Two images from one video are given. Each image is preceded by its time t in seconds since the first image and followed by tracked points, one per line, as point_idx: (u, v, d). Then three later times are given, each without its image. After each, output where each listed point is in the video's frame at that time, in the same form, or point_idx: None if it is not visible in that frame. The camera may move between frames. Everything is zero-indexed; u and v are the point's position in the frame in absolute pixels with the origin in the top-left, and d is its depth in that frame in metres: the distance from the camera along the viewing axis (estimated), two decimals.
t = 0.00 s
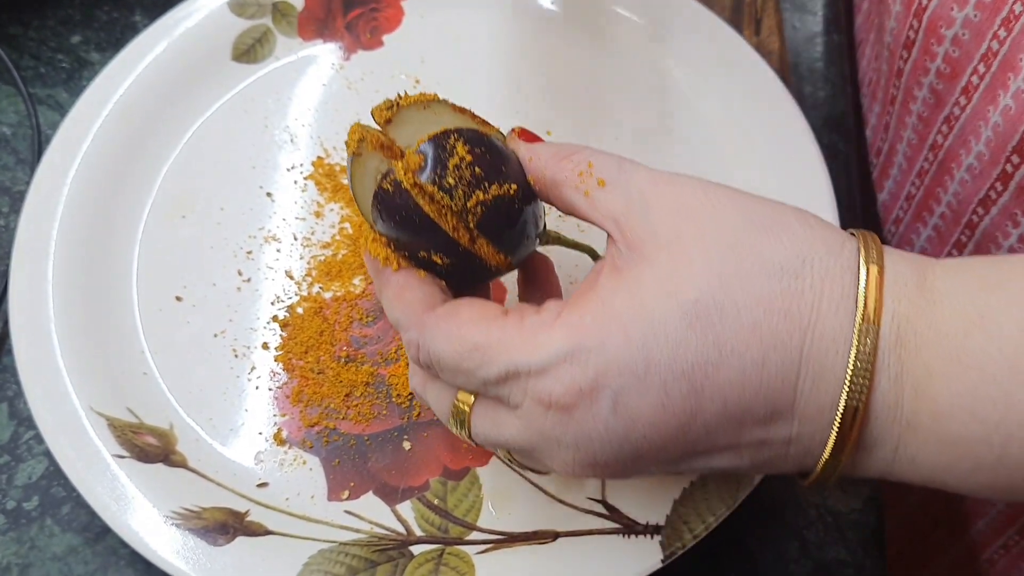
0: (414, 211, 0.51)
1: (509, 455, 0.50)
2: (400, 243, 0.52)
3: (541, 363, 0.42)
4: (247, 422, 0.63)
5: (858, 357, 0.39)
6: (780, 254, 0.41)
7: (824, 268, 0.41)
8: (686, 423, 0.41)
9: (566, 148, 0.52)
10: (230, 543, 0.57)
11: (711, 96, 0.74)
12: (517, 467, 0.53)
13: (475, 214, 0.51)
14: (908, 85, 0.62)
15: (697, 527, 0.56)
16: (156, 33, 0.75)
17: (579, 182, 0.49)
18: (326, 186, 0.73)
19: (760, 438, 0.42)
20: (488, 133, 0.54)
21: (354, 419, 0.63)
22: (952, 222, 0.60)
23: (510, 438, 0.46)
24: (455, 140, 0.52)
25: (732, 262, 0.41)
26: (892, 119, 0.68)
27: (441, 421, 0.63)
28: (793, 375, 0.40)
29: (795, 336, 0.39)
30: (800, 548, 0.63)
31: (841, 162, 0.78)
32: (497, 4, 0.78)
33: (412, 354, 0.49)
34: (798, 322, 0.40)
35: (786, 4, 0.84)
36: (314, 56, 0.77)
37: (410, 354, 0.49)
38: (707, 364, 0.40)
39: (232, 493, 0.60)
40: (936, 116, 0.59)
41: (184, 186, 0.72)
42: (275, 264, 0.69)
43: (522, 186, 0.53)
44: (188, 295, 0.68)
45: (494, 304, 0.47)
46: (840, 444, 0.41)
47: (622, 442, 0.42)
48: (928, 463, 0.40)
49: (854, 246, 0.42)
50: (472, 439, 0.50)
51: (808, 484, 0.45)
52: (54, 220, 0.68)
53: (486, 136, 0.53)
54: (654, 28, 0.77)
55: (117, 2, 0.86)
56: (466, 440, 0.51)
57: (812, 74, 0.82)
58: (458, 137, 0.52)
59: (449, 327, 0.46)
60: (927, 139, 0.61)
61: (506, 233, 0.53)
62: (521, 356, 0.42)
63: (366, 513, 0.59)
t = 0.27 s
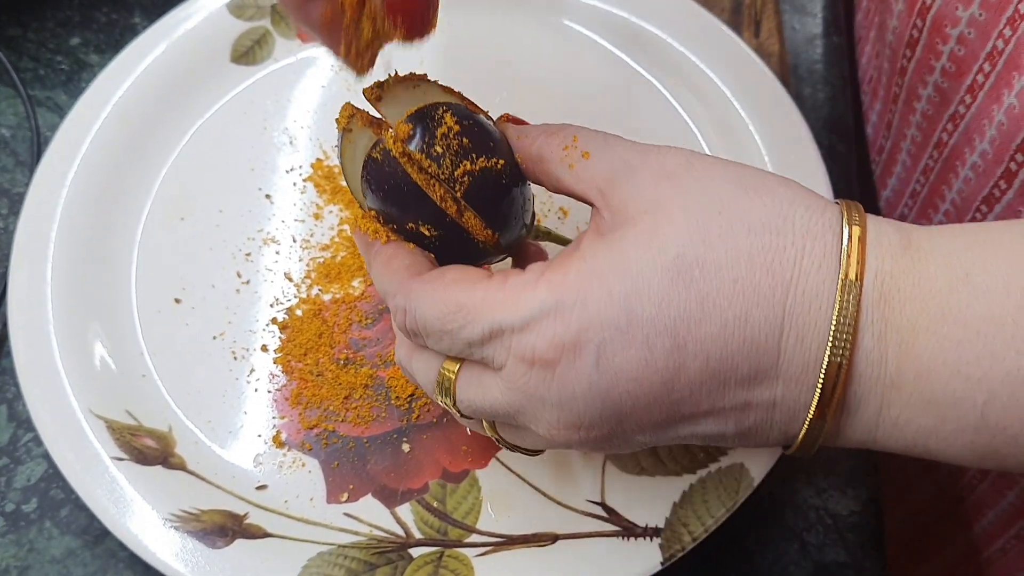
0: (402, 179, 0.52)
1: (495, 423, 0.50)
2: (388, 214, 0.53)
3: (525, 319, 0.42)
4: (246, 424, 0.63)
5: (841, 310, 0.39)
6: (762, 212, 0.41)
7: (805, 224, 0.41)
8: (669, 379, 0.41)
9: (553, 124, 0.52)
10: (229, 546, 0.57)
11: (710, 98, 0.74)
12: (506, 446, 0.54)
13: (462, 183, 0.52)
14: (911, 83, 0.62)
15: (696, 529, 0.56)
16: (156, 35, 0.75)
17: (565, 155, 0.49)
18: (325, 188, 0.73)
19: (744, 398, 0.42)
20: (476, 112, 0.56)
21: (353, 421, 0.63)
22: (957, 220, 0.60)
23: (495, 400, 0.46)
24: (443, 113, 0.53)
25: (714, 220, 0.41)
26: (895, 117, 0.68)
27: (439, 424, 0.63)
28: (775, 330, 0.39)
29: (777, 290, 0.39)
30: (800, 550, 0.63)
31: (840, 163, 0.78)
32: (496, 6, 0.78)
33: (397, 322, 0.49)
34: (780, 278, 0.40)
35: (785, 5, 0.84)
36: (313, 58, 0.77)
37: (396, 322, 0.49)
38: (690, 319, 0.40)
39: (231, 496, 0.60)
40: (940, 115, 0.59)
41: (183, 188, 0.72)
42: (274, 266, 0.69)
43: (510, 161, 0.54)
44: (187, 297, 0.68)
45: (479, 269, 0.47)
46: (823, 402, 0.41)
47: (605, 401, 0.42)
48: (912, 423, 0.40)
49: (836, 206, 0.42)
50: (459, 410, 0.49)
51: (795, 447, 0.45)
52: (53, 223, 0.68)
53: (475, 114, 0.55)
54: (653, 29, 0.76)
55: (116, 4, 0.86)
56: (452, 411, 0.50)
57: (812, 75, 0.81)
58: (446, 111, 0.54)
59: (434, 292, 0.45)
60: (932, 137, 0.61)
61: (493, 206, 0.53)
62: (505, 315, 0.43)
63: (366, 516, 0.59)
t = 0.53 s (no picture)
0: (390, 176, 0.52)
1: (490, 416, 0.49)
2: (377, 211, 0.53)
3: (515, 305, 0.42)
4: (247, 425, 0.63)
5: (833, 289, 0.38)
6: (751, 195, 0.40)
7: (795, 206, 0.40)
8: (663, 363, 0.40)
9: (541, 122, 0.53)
10: (230, 547, 0.57)
11: (711, 100, 0.74)
12: (503, 452, 0.54)
13: (450, 178, 0.52)
14: (917, 85, 0.62)
15: (698, 531, 0.56)
16: (156, 37, 0.75)
17: (552, 150, 0.49)
18: (327, 190, 0.73)
19: (740, 384, 0.41)
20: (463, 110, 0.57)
21: (354, 423, 0.63)
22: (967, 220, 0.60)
23: (491, 390, 0.46)
24: (428, 109, 0.54)
25: (701, 203, 0.40)
26: (903, 118, 0.68)
27: (440, 426, 0.63)
28: (768, 311, 0.38)
29: (768, 270, 0.38)
30: (800, 552, 0.63)
31: (841, 165, 0.78)
32: (498, 8, 0.78)
33: (391, 319, 0.49)
34: (771, 258, 0.39)
35: (786, 7, 0.84)
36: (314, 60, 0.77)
37: (390, 318, 0.50)
38: (681, 300, 0.39)
39: (232, 497, 0.60)
40: (948, 116, 0.59)
41: (184, 189, 0.72)
42: (276, 268, 0.69)
43: (497, 156, 0.54)
44: (188, 298, 0.68)
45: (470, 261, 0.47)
46: (819, 385, 0.40)
47: (599, 385, 0.41)
48: (906, 407, 0.39)
49: (826, 190, 0.41)
50: (454, 407, 0.49)
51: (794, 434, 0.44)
52: (54, 225, 0.68)
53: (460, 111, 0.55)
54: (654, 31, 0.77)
55: (118, 5, 0.86)
56: (447, 408, 0.50)
57: (813, 77, 0.81)
58: (432, 107, 0.54)
59: (425, 284, 0.46)
60: (940, 138, 0.61)
61: (482, 201, 0.53)
62: (497, 301, 0.42)
63: (367, 518, 0.59)
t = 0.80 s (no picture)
0: (383, 173, 0.52)
1: (483, 413, 0.49)
2: (371, 208, 0.53)
3: (506, 299, 0.42)
4: (247, 430, 0.63)
5: (823, 282, 0.38)
6: (741, 189, 0.41)
7: (785, 199, 0.40)
8: (654, 357, 0.40)
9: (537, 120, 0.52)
10: (230, 552, 0.57)
11: (711, 105, 0.74)
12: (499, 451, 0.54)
13: (443, 175, 0.52)
14: (921, 86, 0.62)
15: (697, 537, 0.56)
16: (156, 41, 0.75)
17: (546, 148, 0.49)
18: (326, 195, 0.73)
19: (732, 378, 0.41)
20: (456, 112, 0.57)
21: (354, 427, 0.63)
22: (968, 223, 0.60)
23: (483, 385, 0.45)
24: (421, 108, 0.54)
25: (692, 197, 0.40)
26: (907, 120, 0.68)
27: (440, 431, 0.63)
28: (758, 304, 0.38)
29: (759, 263, 0.38)
30: (800, 557, 0.63)
31: (840, 170, 0.78)
32: (498, 12, 0.78)
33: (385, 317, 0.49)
34: (762, 251, 0.39)
35: (786, 12, 0.84)
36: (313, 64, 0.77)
37: (384, 316, 0.49)
38: (671, 293, 0.39)
39: (231, 502, 0.60)
40: (950, 117, 0.59)
41: (185, 194, 0.72)
42: (275, 272, 0.69)
43: (491, 155, 0.54)
44: (188, 303, 0.68)
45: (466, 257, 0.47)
46: (810, 378, 0.39)
47: (590, 379, 0.41)
48: (896, 402, 0.39)
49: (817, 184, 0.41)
50: (447, 404, 0.49)
51: (786, 432, 0.43)
52: (54, 230, 0.68)
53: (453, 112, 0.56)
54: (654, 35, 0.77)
55: (118, 10, 0.86)
56: (440, 406, 0.50)
57: (813, 82, 0.82)
58: (425, 107, 0.54)
59: (419, 281, 0.46)
60: (943, 140, 0.61)
61: (476, 198, 0.53)
62: (488, 296, 0.42)
63: (367, 523, 0.59)
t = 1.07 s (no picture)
0: (380, 168, 0.51)
1: (479, 411, 0.49)
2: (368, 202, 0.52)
3: (501, 297, 0.42)
4: (246, 433, 0.63)
5: (821, 280, 0.38)
6: (738, 187, 0.40)
7: (782, 198, 0.40)
8: (649, 356, 0.40)
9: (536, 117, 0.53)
10: (229, 556, 0.57)
11: (711, 107, 0.74)
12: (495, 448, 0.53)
13: (440, 170, 0.51)
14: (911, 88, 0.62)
15: (696, 540, 0.56)
16: (158, 42, 0.75)
17: (542, 146, 0.49)
18: (325, 197, 0.73)
19: (728, 377, 0.41)
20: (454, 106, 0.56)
21: (353, 431, 0.63)
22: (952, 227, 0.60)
23: (478, 384, 0.45)
24: (418, 102, 0.53)
25: (687, 196, 0.40)
26: (896, 122, 0.68)
27: (439, 434, 0.63)
28: (754, 304, 0.38)
29: (755, 261, 0.38)
30: (799, 560, 0.63)
31: (840, 171, 0.78)
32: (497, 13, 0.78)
33: (381, 311, 0.50)
34: (758, 249, 0.38)
35: (786, 13, 0.85)
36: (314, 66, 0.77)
37: (380, 312, 0.50)
38: (667, 292, 0.39)
39: (230, 505, 0.60)
40: (938, 121, 0.59)
41: (184, 197, 0.72)
42: (274, 275, 0.69)
43: (488, 150, 0.53)
44: (187, 306, 0.68)
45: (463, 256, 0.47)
46: (805, 379, 0.39)
47: (585, 378, 0.41)
48: (893, 401, 0.39)
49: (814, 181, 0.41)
50: (443, 402, 0.49)
51: (779, 430, 0.43)
52: (53, 233, 0.68)
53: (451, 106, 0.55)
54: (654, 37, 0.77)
55: (118, 11, 0.86)
56: (435, 402, 0.50)
57: (812, 84, 0.82)
58: (422, 100, 0.53)
59: (413, 278, 0.46)
60: (929, 144, 0.61)
61: (473, 193, 0.52)
62: (482, 294, 0.42)
63: (366, 526, 0.59)
